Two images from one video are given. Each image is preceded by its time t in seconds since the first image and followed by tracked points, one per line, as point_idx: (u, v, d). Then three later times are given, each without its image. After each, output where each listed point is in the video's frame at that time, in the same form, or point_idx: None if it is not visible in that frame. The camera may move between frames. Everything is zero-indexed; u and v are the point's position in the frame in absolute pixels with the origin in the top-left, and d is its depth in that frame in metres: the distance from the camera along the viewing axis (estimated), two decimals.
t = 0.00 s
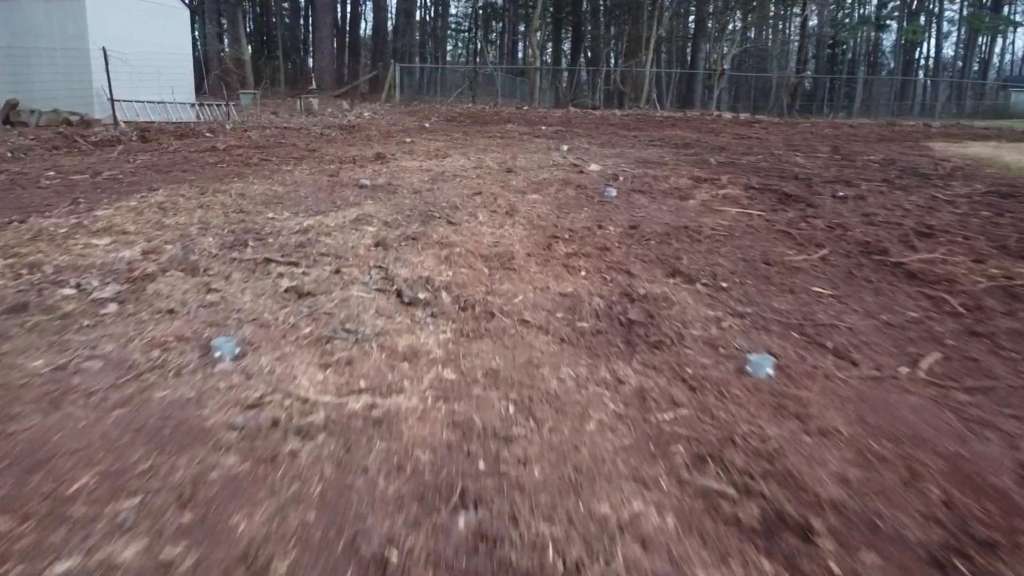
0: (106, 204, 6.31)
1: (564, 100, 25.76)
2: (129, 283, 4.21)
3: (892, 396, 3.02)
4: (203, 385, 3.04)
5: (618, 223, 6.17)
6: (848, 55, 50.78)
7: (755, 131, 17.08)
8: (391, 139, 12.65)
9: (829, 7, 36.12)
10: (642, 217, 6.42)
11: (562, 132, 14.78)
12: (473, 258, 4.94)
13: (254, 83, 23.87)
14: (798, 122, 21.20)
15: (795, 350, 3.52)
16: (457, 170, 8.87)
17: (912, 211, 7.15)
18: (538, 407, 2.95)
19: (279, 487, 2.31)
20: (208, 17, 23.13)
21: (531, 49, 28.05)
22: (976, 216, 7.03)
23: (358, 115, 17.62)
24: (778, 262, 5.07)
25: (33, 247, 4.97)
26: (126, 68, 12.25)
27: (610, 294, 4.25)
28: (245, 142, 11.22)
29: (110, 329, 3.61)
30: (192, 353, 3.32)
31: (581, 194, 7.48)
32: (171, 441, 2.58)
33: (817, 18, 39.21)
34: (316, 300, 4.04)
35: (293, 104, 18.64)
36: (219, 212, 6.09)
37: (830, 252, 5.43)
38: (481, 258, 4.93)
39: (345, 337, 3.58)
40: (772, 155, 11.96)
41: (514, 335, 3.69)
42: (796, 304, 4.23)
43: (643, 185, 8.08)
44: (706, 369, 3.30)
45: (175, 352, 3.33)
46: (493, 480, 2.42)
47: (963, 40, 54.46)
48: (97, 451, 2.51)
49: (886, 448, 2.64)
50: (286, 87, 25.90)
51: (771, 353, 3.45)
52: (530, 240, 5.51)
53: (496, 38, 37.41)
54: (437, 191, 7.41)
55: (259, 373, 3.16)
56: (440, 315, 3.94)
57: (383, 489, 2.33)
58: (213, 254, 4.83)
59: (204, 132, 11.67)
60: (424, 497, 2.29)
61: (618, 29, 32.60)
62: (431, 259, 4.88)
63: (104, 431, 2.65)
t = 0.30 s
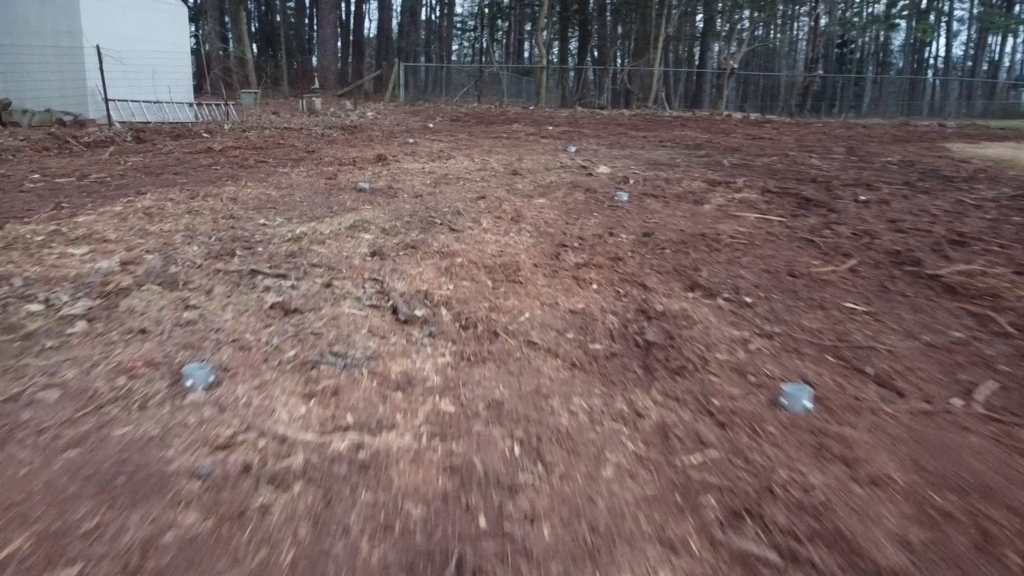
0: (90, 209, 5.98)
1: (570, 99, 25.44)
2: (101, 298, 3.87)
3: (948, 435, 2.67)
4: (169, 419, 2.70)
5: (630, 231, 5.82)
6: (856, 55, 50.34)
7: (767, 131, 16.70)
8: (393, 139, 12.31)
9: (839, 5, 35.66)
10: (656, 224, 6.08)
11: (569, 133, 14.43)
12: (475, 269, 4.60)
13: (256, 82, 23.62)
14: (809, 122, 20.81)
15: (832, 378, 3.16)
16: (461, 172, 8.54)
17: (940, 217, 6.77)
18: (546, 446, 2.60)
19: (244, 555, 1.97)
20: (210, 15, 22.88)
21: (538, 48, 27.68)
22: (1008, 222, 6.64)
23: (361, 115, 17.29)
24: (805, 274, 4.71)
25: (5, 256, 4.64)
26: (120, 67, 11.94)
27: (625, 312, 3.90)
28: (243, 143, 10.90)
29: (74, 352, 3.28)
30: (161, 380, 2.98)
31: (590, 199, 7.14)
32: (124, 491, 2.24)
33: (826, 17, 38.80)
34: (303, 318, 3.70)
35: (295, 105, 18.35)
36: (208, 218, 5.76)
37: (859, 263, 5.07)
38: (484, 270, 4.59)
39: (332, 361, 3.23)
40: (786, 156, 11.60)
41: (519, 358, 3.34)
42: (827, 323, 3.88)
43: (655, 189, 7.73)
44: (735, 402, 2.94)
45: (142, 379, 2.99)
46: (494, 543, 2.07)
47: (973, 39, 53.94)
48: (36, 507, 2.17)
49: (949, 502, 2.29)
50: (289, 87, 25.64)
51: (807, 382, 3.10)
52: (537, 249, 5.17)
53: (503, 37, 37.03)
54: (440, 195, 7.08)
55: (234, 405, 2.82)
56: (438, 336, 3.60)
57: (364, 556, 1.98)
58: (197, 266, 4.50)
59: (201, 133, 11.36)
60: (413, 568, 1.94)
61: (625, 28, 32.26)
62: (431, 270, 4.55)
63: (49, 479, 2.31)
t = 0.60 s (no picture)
0: (75, 215, 5.67)
1: (581, 99, 25.07)
2: (71, 316, 3.54)
3: None
4: (128, 466, 2.36)
5: (647, 239, 5.46)
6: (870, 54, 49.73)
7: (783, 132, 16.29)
8: (400, 140, 12.00)
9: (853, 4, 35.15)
10: (675, 233, 5.71)
11: (580, 133, 14.06)
12: (482, 283, 4.25)
13: (263, 82, 23.34)
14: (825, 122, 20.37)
15: (884, 415, 2.80)
16: (468, 175, 8.20)
17: (976, 224, 6.38)
18: (560, 501, 2.24)
19: None
20: (217, 14, 22.63)
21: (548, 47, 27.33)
22: None
23: (368, 115, 16.98)
24: (839, 289, 4.34)
25: None
26: (121, 67, 11.67)
27: (645, 333, 3.54)
28: (245, 144, 10.59)
29: (33, 380, 2.94)
30: (125, 416, 2.64)
31: (603, 204, 6.78)
32: (63, 562, 1.90)
33: (840, 17, 38.27)
34: (290, 340, 3.35)
35: (302, 105, 18.04)
36: (199, 225, 5.43)
37: (896, 276, 4.69)
38: (490, 284, 4.23)
39: (320, 393, 2.88)
40: (806, 158, 11.21)
41: (528, 389, 2.98)
42: (869, 347, 3.50)
43: (671, 193, 7.36)
44: (775, 445, 2.58)
45: (104, 415, 2.65)
46: None
47: (990, 37, 53.19)
48: None
49: None
50: (297, 87, 25.38)
51: (855, 420, 2.73)
52: (548, 260, 4.81)
53: (513, 36, 36.67)
54: (446, 200, 6.74)
55: (204, 447, 2.47)
56: (439, 361, 3.24)
57: None
58: (180, 280, 4.17)
59: (202, 134, 11.07)
60: None
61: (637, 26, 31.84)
62: (433, 285, 4.20)
63: None
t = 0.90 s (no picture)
0: (55, 221, 5.38)
1: (586, 99, 24.78)
2: (33, 335, 3.24)
3: None
4: (73, 519, 2.06)
5: (659, 247, 5.16)
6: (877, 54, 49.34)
7: (792, 133, 15.97)
8: (400, 141, 11.72)
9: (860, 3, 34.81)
10: (687, 240, 5.41)
11: (585, 134, 13.76)
12: (482, 298, 3.95)
13: (263, 82, 23.08)
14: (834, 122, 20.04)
15: (932, 453, 2.49)
16: (470, 178, 7.91)
17: (1004, 230, 6.06)
18: (569, 565, 1.94)
19: None
20: (217, 14, 22.37)
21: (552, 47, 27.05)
22: None
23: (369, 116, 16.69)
24: (868, 303, 4.03)
25: None
26: (115, 66, 11.40)
27: (661, 356, 3.23)
28: (242, 145, 10.31)
29: None
30: (76, 457, 2.34)
31: (611, 209, 6.48)
32: None
33: (848, 16, 37.92)
34: (270, 364, 3.05)
35: (302, 106, 17.77)
36: (184, 232, 5.14)
37: (926, 288, 4.38)
38: (492, 298, 3.94)
39: (299, 427, 2.58)
40: (818, 160, 10.89)
41: (532, 422, 2.67)
42: (906, 371, 3.19)
43: (681, 197, 7.06)
44: (811, 491, 2.28)
45: (54, 455, 2.35)
46: None
47: (998, 37, 52.78)
48: None
49: None
50: (298, 87, 25.12)
51: (901, 462, 2.42)
52: (553, 271, 4.51)
53: (516, 36, 36.40)
54: (446, 205, 6.45)
55: (163, 496, 2.17)
56: (433, 388, 2.94)
57: None
58: (157, 294, 3.87)
59: (198, 135, 10.79)
60: None
61: (642, 25, 31.53)
62: (430, 299, 3.90)
63: None
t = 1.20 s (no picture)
0: (22, 229, 5.02)
1: (587, 99, 24.44)
2: None
3: None
4: None
5: (669, 259, 4.80)
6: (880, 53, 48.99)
7: (799, 133, 15.62)
8: (397, 143, 11.38)
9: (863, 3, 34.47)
10: (699, 251, 5.05)
11: (587, 135, 13.41)
12: (478, 318, 3.59)
13: (260, 81, 22.74)
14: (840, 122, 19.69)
15: (1003, 514, 2.13)
16: (468, 182, 7.55)
17: None
18: None
19: None
20: (212, 12, 22.03)
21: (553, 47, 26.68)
22: None
23: (366, 116, 16.34)
24: (903, 324, 3.66)
25: None
26: (101, 66, 11.05)
27: (680, 389, 2.86)
28: (232, 147, 9.95)
29: None
30: None
31: (616, 215, 6.12)
32: None
33: (851, 15, 37.58)
34: (236, 400, 2.69)
35: (298, 105, 17.42)
36: (159, 242, 4.78)
37: (963, 304, 4.01)
38: (489, 319, 3.57)
39: (263, 481, 2.22)
40: (829, 162, 10.53)
41: (534, 473, 2.31)
42: (956, 407, 2.83)
43: (690, 203, 6.70)
44: (867, 566, 1.91)
45: None
46: None
47: (1001, 36, 52.42)
48: None
49: None
50: (295, 87, 24.78)
51: (968, 527, 2.05)
52: (556, 287, 4.15)
53: (517, 36, 36.05)
54: (441, 211, 6.09)
55: None
56: (420, 428, 2.58)
57: None
58: (119, 314, 3.51)
59: (187, 137, 10.44)
60: None
61: (644, 24, 31.18)
62: (421, 320, 3.54)
63: None
